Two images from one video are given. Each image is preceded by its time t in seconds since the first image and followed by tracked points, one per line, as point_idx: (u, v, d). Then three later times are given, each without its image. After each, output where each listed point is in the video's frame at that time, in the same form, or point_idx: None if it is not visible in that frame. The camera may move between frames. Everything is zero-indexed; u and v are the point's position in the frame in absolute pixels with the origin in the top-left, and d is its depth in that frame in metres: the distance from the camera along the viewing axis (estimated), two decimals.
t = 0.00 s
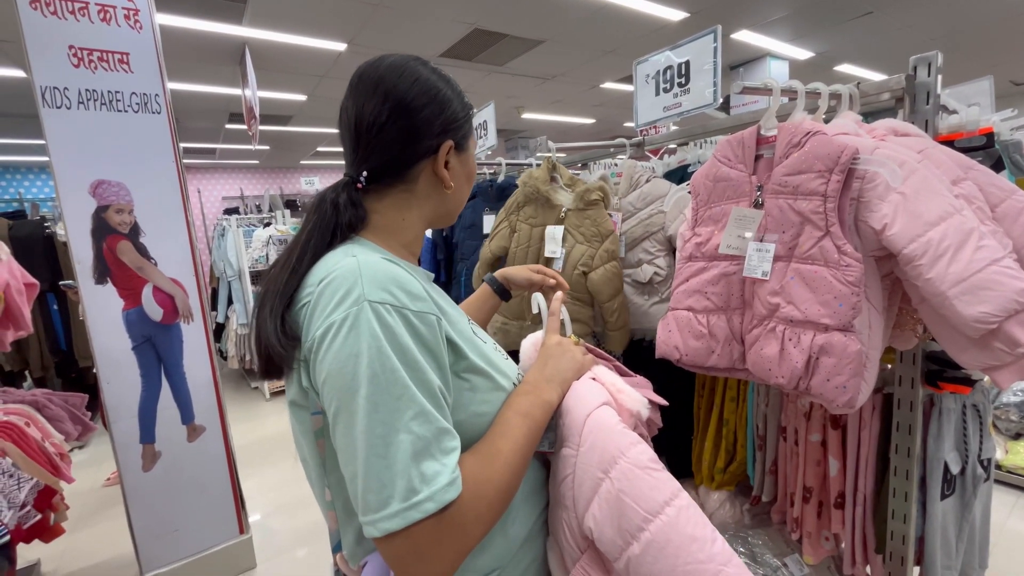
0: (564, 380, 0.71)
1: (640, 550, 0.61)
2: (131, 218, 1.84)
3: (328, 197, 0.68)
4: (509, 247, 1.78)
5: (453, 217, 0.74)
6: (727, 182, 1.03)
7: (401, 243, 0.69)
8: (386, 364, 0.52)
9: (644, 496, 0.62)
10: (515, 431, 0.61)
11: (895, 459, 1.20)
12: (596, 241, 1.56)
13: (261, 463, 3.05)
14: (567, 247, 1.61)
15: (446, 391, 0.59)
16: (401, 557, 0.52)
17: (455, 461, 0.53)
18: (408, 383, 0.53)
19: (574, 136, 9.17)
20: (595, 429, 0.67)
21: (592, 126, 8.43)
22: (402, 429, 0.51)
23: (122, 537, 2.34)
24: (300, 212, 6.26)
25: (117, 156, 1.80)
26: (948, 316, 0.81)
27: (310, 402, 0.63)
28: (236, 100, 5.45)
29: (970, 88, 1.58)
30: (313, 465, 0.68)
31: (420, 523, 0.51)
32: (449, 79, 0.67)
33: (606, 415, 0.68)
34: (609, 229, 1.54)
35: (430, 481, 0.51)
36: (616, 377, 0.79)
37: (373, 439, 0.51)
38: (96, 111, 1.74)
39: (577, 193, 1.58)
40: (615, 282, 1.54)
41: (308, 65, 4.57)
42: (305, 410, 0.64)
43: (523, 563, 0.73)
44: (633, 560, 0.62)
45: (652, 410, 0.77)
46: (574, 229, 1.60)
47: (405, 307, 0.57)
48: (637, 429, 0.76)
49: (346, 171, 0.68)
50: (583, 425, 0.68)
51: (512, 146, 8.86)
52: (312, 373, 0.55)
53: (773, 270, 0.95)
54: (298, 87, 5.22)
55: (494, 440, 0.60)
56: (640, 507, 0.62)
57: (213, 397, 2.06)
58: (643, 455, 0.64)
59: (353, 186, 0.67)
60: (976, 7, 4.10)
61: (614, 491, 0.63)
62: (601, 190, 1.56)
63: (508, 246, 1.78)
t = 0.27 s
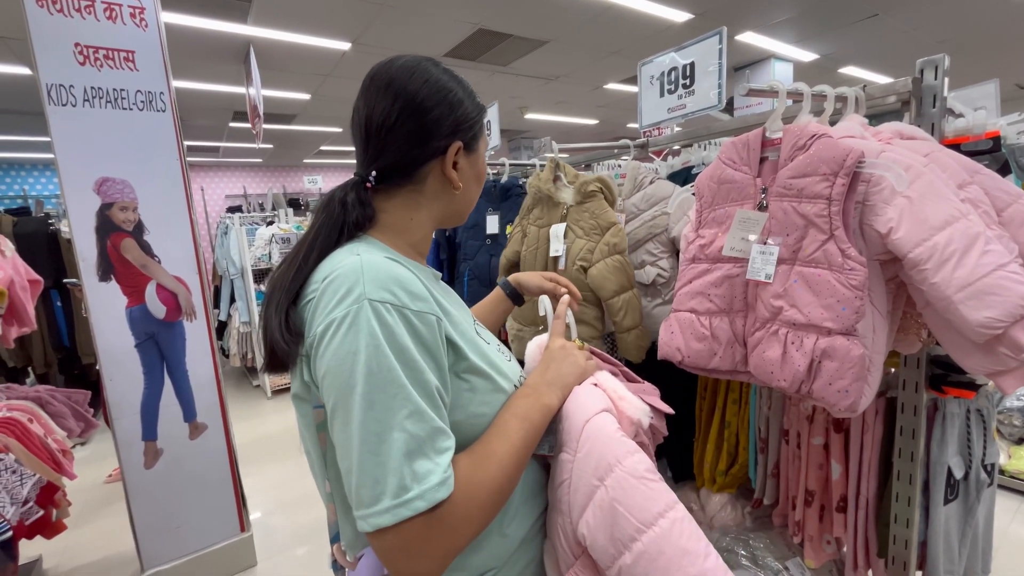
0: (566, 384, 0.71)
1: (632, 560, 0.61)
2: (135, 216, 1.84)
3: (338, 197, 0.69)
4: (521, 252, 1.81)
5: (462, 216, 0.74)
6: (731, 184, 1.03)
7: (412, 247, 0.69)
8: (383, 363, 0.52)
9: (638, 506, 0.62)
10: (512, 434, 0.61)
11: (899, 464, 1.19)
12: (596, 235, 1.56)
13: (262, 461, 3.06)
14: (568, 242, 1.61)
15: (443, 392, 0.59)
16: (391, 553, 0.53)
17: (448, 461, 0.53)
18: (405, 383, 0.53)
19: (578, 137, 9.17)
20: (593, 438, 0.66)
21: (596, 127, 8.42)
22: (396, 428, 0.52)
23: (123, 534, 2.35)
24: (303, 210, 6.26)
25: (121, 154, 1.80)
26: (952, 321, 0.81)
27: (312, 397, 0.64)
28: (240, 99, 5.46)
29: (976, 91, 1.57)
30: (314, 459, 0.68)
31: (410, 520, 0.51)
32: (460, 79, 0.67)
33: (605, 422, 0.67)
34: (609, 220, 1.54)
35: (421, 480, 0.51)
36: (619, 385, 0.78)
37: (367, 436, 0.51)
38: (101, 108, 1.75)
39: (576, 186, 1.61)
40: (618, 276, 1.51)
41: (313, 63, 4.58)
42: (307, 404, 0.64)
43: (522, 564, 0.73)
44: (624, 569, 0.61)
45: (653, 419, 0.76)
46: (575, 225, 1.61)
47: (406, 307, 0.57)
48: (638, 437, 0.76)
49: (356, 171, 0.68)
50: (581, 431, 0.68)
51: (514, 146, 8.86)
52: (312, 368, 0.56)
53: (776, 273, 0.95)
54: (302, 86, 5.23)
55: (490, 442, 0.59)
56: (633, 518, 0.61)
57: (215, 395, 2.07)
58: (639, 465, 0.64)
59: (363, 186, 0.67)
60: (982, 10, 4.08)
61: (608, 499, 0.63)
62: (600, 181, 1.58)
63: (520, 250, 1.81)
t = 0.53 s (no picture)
0: (565, 390, 0.70)
1: (624, 573, 0.60)
2: (138, 213, 1.84)
3: (339, 194, 0.68)
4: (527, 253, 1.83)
5: (466, 217, 0.74)
6: (736, 187, 1.02)
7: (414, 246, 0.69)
8: (373, 362, 0.52)
9: (632, 518, 0.61)
10: (506, 439, 0.60)
11: (902, 470, 1.18)
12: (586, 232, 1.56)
13: (263, 459, 3.06)
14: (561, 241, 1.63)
15: (435, 393, 0.58)
16: (374, 555, 0.52)
17: (436, 464, 0.53)
18: (394, 382, 0.52)
19: (582, 138, 9.16)
20: (589, 446, 0.66)
21: (600, 128, 8.41)
22: (383, 428, 0.51)
23: (124, 531, 2.35)
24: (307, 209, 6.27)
25: (126, 151, 1.80)
26: (960, 327, 0.80)
27: (306, 393, 0.63)
28: (245, 97, 5.47)
29: (983, 95, 1.56)
30: (308, 457, 0.68)
31: (396, 522, 0.51)
32: (468, 79, 0.67)
33: (602, 431, 0.67)
34: (600, 217, 1.52)
35: (407, 482, 0.51)
36: (620, 393, 0.77)
37: (355, 435, 0.51)
38: (106, 106, 1.75)
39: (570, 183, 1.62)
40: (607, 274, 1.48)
41: (318, 62, 4.58)
42: (300, 400, 0.64)
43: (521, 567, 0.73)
44: None
45: (653, 430, 0.75)
46: (569, 223, 1.61)
47: (400, 306, 0.56)
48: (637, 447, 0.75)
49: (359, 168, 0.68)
50: (578, 440, 0.67)
51: (518, 146, 8.86)
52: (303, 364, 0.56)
53: (781, 276, 0.94)
54: (307, 85, 5.24)
55: (483, 446, 0.59)
56: (627, 530, 0.61)
57: (217, 393, 2.07)
58: (635, 477, 0.63)
59: (365, 184, 0.67)
60: (990, 13, 4.06)
61: (602, 510, 0.62)
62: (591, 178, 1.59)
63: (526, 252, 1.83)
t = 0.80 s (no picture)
0: (558, 391, 0.70)
1: None
2: (140, 211, 1.84)
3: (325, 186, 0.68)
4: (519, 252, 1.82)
5: (456, 223, 0.73)
6: (737, 192, 1.01)
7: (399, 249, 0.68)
8: (363, 356, 0.51)
9: (624, 519, 0.60)
10: (500, 439, 0.59)
11: (904, 480, 1.17)
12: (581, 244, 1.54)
13: (262, 459, 3.06)
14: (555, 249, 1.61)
15: (427, 392, 0.57)
16: (364, 558, 0.51)
17: (429, 463, 0.52)
18: (386, 378, 0.52)
19: (586, 141, 9.16)
20: (582, 447, 0.65)
21: (604, 131, 8.41)
22: (375, 425, 0.51)
23: (122, 529, 2.35)
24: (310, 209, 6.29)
25: (129, 149, 1.81)
26: (963, 336, 0.79)
27: (291, 393, 0.63)
28: (250, 98, 5.49)
29: (990, 101, 1.54)
30: (294, 461, 0.67)
31: (388, 523, 0.50)
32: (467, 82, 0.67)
33: (595, 431, 0.66)
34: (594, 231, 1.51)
35: (400, 482, 0.50)
36: (614, 395, 0.77)
37: (345, 432, 0.50)
38: (109, 104, 1.75)
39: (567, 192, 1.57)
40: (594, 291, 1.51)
41: (322, 63, 4.60)
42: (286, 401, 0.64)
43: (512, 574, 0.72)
44: None
45: (647, 433, 0.74)
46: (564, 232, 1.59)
47: (390, 301, 0.56)
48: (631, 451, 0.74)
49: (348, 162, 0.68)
50: (570, 439, 0.66)
51: (522, 149, 8.87)
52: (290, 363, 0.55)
53: (782, 282, 0.93)
54: (312, 86, 5.25)
55: (475, 447, 0.58)
56: (618, 532, 0.60)
57: (216, 392, 2.07)
58: (628, 478, 0.62)
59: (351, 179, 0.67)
60: (997, 20, 4.04)
61: (594, 512, 0.61)
62: (591, 190, 1.53)
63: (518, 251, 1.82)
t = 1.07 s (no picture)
0: (557, 417, 0.68)
1: None
2: (139, 210, 1.84)
3: (299, 170, 0.70)
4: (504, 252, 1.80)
5: (438, 229, 0.68)
6: (734, 195, 0.99)
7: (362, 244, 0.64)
8: (333, 371, 0.49)
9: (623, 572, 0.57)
10: (485, 463, 0.58)
11: (905, 491, 1.14)
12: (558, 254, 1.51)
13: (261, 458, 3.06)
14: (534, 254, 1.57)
15: (405, 409, 0.56)
16: None
17: (401, 489, 0.50)
18: (357, 395, 0.50)
19: (591, 143, 9.14)
20: (581, 486, 0.62)
21: (609, 133, 8.38)
22: (343, 447, 0.49)
23: (119, 527, 2.35)
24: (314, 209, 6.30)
25: (127, 148, 1.80)
26: (965, 346, 0.76)
27: (256, 406, 0.60)
28: (255, 97, 5.51)
29: (997, 106, 1.52)
30: (257, 473, 0.65)
31: (354, 554, 0.48)
32: (471, 77, 0.65)
33: (594, 470, 0.63)
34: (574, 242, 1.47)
35: (369, 510, 0.48)
36: (619, 425, 0.73)
37: (311, 452, 0.48)
38: (109, 103, 1.75)
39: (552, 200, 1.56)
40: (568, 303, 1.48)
41: (327, 63, 4.60)
42: (249, 413, 0.61)
43: None
44: None
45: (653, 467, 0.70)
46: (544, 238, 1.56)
47: (368, 310, 0.54)
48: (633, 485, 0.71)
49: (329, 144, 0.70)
50: (568, 477, 0.64)
51: (527, 150, 8.86)
52: (256, 371, 0.53)
53: (779, 288, 0.90)
54: (316, 86, 5.26)
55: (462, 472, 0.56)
56: None
57: (213, 392, 2.07)
58: (628, 524, 0.59)
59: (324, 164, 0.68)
60: (1007, 22, 3.99)
61: (591, 559, 0.59)
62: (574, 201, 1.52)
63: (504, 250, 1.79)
